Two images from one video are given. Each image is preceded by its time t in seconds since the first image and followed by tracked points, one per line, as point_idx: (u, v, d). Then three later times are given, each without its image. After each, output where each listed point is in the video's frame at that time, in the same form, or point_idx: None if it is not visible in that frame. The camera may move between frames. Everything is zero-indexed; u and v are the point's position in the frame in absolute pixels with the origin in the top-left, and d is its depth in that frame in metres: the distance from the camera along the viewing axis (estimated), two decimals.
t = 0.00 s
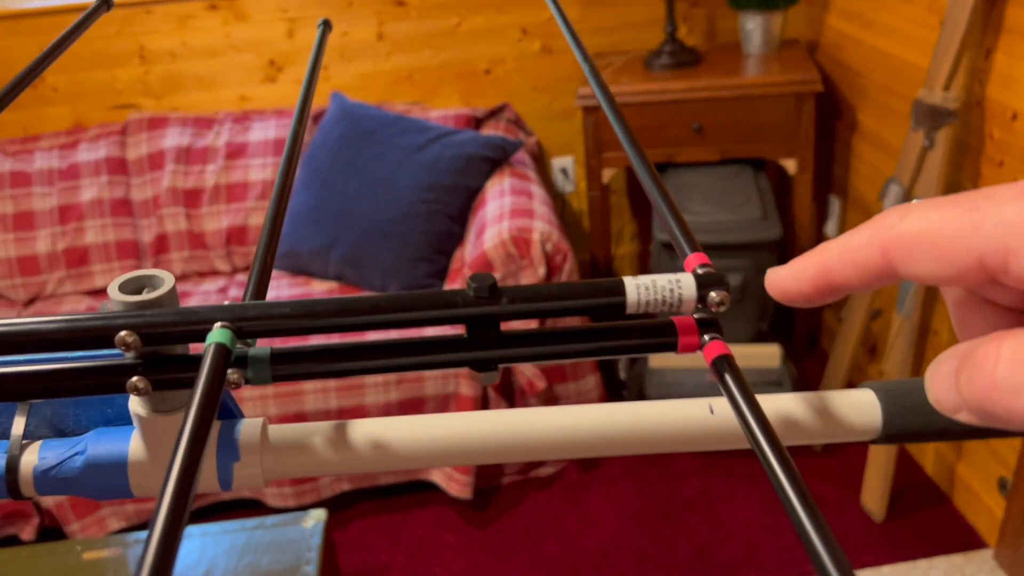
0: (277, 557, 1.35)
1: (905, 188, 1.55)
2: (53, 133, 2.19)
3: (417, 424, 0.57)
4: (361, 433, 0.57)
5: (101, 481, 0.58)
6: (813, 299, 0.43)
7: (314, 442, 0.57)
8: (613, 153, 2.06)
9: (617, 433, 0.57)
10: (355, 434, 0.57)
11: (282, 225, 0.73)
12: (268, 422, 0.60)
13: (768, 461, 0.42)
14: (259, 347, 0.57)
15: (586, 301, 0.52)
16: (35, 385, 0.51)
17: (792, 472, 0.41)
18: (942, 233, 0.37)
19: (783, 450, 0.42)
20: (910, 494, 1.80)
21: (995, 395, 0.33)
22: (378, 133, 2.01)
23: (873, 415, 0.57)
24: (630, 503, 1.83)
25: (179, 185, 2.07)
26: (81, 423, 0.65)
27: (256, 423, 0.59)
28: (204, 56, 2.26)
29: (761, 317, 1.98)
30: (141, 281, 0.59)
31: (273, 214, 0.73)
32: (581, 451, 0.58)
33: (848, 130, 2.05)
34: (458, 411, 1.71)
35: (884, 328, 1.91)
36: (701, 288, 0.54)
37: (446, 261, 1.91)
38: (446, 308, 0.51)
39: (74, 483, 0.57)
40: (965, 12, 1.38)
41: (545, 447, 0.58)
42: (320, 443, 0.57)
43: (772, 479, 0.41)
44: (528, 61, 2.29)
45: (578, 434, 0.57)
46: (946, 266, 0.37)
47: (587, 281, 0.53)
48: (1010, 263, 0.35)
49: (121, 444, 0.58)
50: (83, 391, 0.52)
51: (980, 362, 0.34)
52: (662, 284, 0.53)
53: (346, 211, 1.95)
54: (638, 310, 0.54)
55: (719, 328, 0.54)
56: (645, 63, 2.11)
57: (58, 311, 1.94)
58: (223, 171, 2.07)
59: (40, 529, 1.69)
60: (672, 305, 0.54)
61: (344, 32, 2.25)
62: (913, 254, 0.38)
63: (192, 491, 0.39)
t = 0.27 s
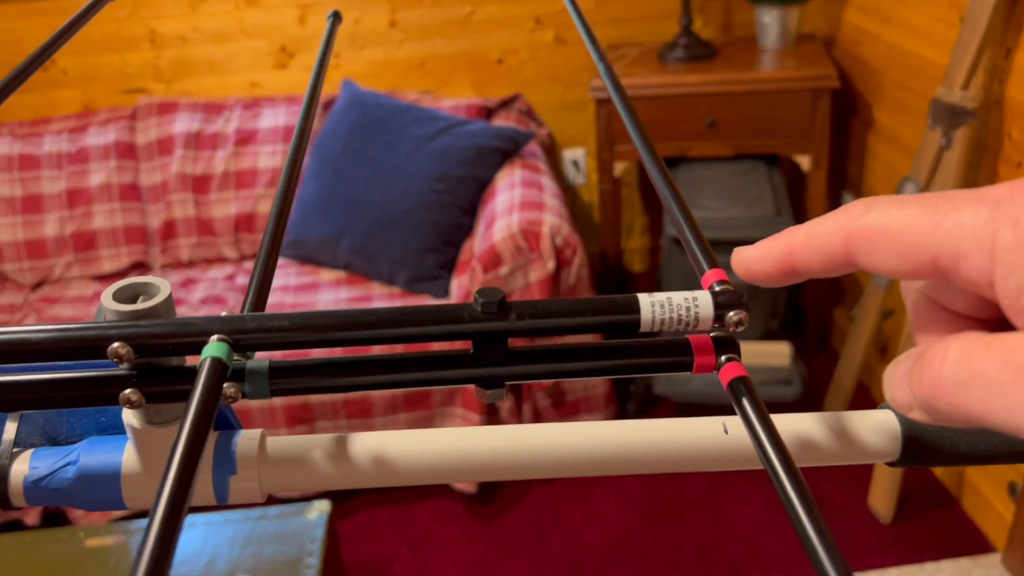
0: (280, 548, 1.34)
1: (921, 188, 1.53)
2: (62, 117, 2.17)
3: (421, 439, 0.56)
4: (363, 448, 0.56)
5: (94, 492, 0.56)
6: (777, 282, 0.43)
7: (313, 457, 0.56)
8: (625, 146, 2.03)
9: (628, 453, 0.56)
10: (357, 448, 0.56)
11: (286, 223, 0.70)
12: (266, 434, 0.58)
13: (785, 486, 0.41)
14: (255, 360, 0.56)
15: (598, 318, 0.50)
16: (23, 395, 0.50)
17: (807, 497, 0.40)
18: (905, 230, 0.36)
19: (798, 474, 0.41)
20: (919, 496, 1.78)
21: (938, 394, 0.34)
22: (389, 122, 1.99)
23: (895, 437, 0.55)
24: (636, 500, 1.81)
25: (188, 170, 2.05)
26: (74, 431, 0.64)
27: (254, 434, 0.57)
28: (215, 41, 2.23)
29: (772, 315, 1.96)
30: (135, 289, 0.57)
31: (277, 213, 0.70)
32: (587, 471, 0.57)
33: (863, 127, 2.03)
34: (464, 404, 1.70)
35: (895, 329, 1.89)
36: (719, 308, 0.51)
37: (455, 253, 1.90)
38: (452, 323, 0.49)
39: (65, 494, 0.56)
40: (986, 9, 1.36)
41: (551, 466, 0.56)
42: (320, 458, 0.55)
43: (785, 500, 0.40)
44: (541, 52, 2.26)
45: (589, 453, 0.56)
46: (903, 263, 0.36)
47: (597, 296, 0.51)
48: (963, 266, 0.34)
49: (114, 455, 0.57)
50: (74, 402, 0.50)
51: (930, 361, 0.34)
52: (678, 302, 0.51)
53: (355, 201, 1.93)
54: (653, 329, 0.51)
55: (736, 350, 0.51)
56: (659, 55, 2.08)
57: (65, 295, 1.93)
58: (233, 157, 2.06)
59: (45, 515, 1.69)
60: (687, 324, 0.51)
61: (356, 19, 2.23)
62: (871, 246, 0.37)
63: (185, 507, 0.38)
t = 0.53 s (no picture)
0: (282, 538, 1.35)
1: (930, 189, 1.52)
2: (71, 103, 2.18)
3: (417, 439, 0.56)
4: (358, 447, 0.55)
5: (90, 486, 0.57)
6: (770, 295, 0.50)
7: (308, 454, 0.56)
8: (634, 141, 2.02)
9: (623, 456, 0.56)
10: (352, 447, 0.55)
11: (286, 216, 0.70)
12: (262, 431, 0.58)
13: (778, 495, 0.40)
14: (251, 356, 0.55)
15: (595, 322, 0.50)
16: (17, 389, 0.49)
17: (799, 505, 0.39)
18: (893, 250, 0.42)
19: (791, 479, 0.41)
20: (922, 497, 1.77)
21: (931, 407, 0.40)
22: (397, 114, 1.99)
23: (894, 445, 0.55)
24: (637, 497, 1.81)
25: (196, 159, 2.05)
26: (71, 425, 0.65)
27: (250, 431, 0.57)
28: (224, 29, 2.23)
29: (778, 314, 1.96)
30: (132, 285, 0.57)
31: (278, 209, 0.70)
32: (582, 473, 0.56)
33: (874, 126, 2.01)
34: (467, 398, 1.70)
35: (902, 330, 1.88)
36: (717, 314, 0.51)
37: (462, 246, 1.89)
38: (448, 325, 0.49)
39: (60, 488, 0.56)
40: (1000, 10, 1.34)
41: (546, 467, 0.56)
42: (315, 456, 0.55)
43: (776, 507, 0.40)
44: (552, 45, 2.25)
45: (584, 455, 0.56)
46: (892, 280, 0.43)
47: (596, 300, 0.50)
48: (950, 284, 0.41)
49: (111, 449, 0.57)
50: (69, 397, 0.50)
51: (923, 379, 0.41)
52: (677, 306, 0.50)
53: (361, 192, 1.93)
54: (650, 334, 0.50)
55: (735, 355, 0.51)
56: (670, 50, 2.07)
57: (72, 282, 1.94)
58: (241, 147, 2.05)
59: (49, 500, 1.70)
60: (687, 329, 0.51)
61: (366, 9, 2.23)
62: (864, 265, 0.43)
63: (178, 502, 0.38)
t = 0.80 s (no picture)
0: (285, 530, 1.36)
1: (938, 190, 1.52)
2: (82, 94, 2.18)
3: (420, 431, 0.56)
4: (361, 437, 0.56)
5: (96, 473, 0.57)
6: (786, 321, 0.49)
7: (311, 445, 0.56)
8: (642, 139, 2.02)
9: (625, 451, 0.56)
10: (355, 437, 0.56)
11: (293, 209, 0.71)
12: (267, 420, 0.59)
13: (779, 498, 0.40)
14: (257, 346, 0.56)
15: (597, 319, 0.50)
16: (23, 375, 0.50)
17: (797, 501, 0.40)
18: (912, 266, 0.42)
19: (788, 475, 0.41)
20: (925, 499, 1.77)
21: (949, 424, 0.41)
22: (404, 109, 1.99)
23: (893, 445, 0.55)
24: (640, 495, 1.81)
25: (205, 151, 2.06)
26: (78, 412, 0.65)
27: (254, 420, 0.58)
28: (234, 22, 2.23)
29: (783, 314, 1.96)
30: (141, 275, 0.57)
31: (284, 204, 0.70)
32: (584, 467, 0.57)
33: (882, 126, 2.01)
34: (472, 393, 1.71)
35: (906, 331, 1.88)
36: (719, 312, 0.51)
37: (468, 242, 1.90)
38: (452, 319, 0.49)
39: (67, 474, 0.57)
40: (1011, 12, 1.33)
41: (548, 461, 0.56)
42: (318, 446, 0.56)
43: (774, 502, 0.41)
44: (561, 42, 2.25)
45: (587, 450, 0.56)
46: (911, 298, 0.43)
47: (598, 296, 0.50)
48: (970, 301, 0.41)
49: (117, 437, 0.57)
50: (74, 384, 0.51)
51: (940, 395, 0.42)
52: (678, 305, 0.51)
53: (369, 186, 1.94)
54: (651, 330, 0.51)
55: (734, 353, 0.52)
56: (679, 48, 2.07)
57: (80, 272, 1.95)
58: (249, 139, 2.06)
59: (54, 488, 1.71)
60: (687, 326, 0.51)
61: (376, 3, 2.23)
62: (882, 281, 0.43)
63: (184, 487, 0.39)
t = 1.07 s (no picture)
0: (288, 523, 1.36)
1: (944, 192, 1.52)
2: (90, 88, 2.19)
3: (424, 415, 0.56)
4: (366, 419, 0.56)
5: (104, 452, 0.58)
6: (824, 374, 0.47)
7: (317, 427, 0.56)
8: (648, 137, 2.02)
9: (629, 436, 0.56)
10: (360, 420, 0.56)
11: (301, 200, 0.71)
12: (273, 403, 0.59)
13: (783, 488, 0.40)
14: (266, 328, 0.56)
15: (601, 303, 0.50)
16: (34, 354, 0.50)
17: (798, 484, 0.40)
18: (944, 316, 0.39)
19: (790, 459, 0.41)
20: (928, 500, 1.76)
21: (979, 477, 0.36)
22: (412, 105, 2.00)
23: (893, 433, 0.55)
24: (643, 493, 1.81)
25: (212, 145, 2.07)
26: (87, 392, 0.65)
27: (261, 403, 0.58)
28: (243, 17, 2.24)
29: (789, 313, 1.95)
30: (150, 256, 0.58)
31: (292, 194, 0.70)
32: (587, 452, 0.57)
33: (890, 127, 2.00)
34: (476, 389, 1.71)
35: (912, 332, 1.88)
36: (722, 297, 0.51)
37: (473, 238, 1.90)
38: (457, 302, 0.50)
39: (76, 453, 0.57)
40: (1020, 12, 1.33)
41: (553, 445, 0.56)
42: (324, 428, 0.56)
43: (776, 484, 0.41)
44: (569, 39, 2.25)
45: (591, 434, 0.56)
46: (942, 350, 0.40)
47: (603, 281, 0.51)
48: (1004, 351, 0.37)
49: (125, 417, 0.58)
50: (84, 363, 0.51)
51: (968, 445, 0.37)
52: (682, 290, 0.50)
53: (375, 182, 1.94)
54: (655, 315, 0.51)
55: (737, 339, 0.52)
56: (686, 47, 2.06)
57: (87, 265, 1.95)
58: (257, 134, 2.07)
59: (60, 479, 1.72)
60: (691, 312, 0.51)
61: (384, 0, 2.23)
62: (910, 330, 0.41)
63: (190, 466, 0.39)
